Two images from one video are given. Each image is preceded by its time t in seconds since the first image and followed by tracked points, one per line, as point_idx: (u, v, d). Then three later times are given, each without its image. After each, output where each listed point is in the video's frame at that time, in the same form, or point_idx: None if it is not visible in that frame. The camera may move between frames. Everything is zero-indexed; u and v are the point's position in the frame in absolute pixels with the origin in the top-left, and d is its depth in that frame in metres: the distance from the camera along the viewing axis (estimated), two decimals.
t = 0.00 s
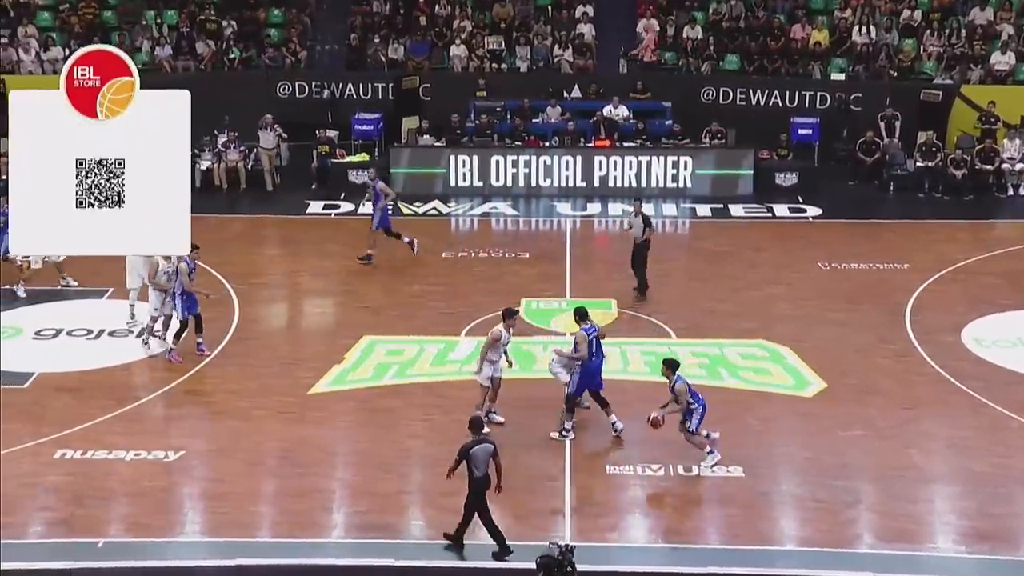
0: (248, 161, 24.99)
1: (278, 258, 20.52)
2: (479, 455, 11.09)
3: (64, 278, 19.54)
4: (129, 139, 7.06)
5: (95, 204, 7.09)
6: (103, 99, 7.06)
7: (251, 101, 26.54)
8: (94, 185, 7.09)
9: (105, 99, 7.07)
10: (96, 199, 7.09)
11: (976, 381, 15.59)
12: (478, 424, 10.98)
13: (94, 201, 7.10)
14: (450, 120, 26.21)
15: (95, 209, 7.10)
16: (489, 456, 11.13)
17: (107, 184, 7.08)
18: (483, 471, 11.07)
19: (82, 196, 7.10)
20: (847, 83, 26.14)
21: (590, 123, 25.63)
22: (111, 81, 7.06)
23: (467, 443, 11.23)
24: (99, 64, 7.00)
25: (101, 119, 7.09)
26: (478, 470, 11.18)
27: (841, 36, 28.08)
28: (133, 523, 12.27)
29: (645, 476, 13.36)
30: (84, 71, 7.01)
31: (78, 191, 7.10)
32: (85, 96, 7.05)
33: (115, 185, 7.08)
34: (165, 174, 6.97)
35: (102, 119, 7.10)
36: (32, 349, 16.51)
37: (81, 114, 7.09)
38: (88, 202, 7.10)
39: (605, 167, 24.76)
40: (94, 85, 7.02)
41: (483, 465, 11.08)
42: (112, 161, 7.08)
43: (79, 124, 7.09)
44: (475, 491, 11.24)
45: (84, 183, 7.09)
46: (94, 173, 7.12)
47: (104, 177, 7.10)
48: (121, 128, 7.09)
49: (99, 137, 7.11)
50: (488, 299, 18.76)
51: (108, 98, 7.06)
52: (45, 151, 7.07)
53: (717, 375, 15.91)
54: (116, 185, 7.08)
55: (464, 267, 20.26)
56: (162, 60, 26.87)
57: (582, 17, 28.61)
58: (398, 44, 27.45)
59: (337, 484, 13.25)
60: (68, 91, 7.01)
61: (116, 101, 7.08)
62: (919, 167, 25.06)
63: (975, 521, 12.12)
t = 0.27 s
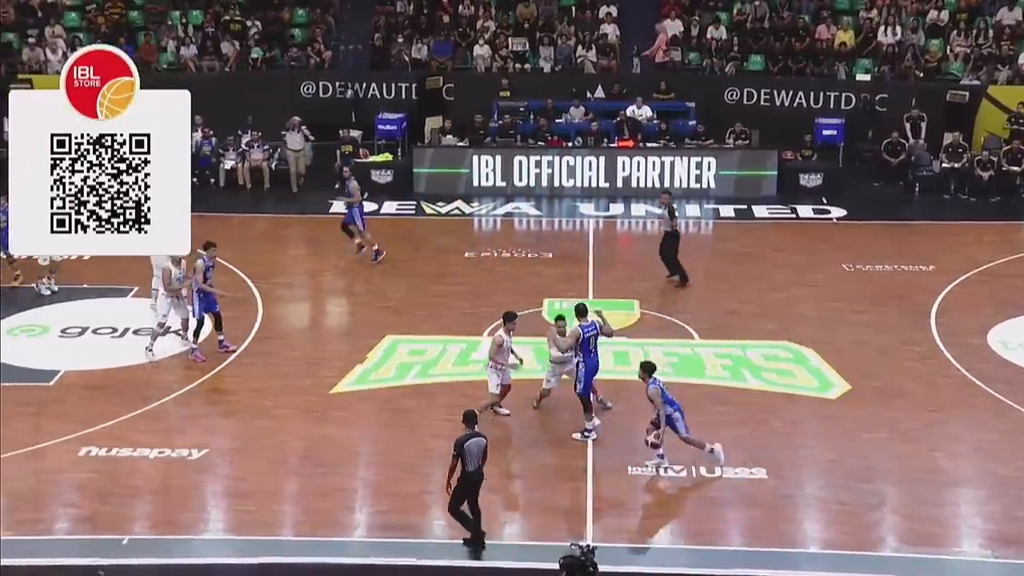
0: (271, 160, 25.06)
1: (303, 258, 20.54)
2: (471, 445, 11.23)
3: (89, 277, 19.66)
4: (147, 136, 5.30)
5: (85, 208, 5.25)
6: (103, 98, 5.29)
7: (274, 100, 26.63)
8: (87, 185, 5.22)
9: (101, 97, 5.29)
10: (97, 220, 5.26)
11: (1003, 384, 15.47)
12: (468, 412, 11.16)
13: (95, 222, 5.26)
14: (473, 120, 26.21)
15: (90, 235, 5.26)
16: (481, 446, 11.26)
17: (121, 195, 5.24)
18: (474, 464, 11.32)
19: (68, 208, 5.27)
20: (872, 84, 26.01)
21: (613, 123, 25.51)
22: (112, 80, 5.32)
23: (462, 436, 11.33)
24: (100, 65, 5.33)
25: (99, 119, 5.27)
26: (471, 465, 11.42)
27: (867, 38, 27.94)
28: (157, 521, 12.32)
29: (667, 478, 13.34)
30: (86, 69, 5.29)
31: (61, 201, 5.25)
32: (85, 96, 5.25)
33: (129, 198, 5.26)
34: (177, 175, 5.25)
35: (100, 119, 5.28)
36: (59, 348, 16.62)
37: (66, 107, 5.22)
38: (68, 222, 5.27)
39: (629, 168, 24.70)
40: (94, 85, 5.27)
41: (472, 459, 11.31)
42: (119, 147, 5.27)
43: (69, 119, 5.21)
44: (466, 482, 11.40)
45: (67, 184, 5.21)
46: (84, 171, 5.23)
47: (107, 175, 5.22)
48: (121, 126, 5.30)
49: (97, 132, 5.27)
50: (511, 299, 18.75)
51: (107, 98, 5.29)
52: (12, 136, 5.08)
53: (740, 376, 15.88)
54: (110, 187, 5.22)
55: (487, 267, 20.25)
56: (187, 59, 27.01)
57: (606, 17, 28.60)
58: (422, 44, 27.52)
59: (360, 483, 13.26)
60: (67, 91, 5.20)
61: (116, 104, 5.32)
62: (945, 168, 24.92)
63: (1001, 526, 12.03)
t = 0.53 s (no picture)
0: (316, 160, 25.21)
1: (348, 258, 20.61)
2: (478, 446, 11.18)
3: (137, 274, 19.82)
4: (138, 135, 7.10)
5: (85, 205, 7.04)
6: (104, 99, 7.12)
7: (320, 100, 26.64)
8: (88, 184, 7.01)
9: (104, 100, 7.13)
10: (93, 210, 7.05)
11: None
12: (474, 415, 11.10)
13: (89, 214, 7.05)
14: (517, 120, 26.24)
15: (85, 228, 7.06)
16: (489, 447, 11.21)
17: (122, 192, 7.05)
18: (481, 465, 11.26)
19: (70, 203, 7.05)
20: (922, 85, 25.75)
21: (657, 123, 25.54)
22: (111, 81, 7.16)
23: (467, 437, 11.26)
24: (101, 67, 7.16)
25: (100, 120, 7.08)
26: (478, 465, 11.31)
27: (916, 37, 27.69)
28: (202, 516, 12.41)
29: (710, 480, 13.27)
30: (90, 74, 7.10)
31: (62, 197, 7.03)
32: (85, 96, 7.06)
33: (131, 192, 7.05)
34: (173, 173, 7.09)
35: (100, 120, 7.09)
36: (103, 348, 16.82)
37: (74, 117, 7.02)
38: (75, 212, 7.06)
39: (673, 169, 24.66)
40: (95, 86, 7.09)
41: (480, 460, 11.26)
42: (120, 147, 7.06)
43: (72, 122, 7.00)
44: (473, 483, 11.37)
45: (69, 183, 7.01)
46: (84, 172, 7.02)
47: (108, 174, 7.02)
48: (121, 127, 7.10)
49: (94, 132, 7.05)
50: (554, 300, 18.73)
51: (110, 98, 7.12)
52: (21, 138, 6.89)
53: (784, 380, 15.79)
54: (112, 183, 7.01)
55: (531, 268, 20.25)
56: (234, 59, 27.33)
57: (652, 18, 28.52)
58: (467, 44, 27.56)
59: (403, 483, 13.29)
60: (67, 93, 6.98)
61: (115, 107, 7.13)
62: (996, 170, 24.60)
63: None
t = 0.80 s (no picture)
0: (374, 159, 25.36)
1: (405, 257, 20.70)
2: (498, 440, 11.53)
3: (198, 270, 20.05)
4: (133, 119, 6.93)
5: (88, 176, 6.78)
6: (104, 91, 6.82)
7: (380, 99, 26.75)
8: (90, 159, 6.73)
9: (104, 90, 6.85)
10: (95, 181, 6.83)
11: None
12: (495, 409, 11.45)
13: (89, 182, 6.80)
14: (576, 120, 26.19)
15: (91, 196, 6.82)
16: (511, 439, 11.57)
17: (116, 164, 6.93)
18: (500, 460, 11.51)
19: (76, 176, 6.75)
20: (989, 86, 25.37)
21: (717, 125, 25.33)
22: (110, 77, 6.89)
23: (491, 431, 11.55)
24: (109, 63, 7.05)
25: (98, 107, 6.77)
26: (498, 459, 11.54)
27: (985, 38, 27.31)
28: (259, 512, 12.52)
29: (767, 484, 13.17)
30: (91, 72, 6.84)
31: (71, 169, 6.72)
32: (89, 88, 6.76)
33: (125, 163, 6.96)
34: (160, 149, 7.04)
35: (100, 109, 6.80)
36: (165, 344, 16.99)
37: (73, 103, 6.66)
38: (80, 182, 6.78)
39: (732, 170, 24.48)
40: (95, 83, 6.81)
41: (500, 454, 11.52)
42: (117, 129, 6.85)
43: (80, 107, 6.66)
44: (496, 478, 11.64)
45: (75, 158, 6.69)
46: (87, 148, 6.70)
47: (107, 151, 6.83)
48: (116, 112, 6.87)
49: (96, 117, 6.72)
50: (611, 301, 18.68)
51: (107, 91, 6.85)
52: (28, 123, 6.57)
53: (844, 384, 15.60)
54: (109, 158, 6.84)
55: (588, 268, 20.22)
56: (295, 59, 27.56)
57: (712, 18, 28.26)
58: (526, 44, 27.50)
59: (458, 482, 13.32)
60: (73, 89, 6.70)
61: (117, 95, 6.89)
62: None
63: None
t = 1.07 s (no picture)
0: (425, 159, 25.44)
1: (455, 257, 20.72)
2: (518, 442, 11.34)
3: (251, 268, 20.20)
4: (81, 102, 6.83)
5: (90, 158, 11.58)
6: (103, 88, 12.13)
7: (431, 99, 26.85)
8: (86, 145, 11.59)
9: (100, 90, 12.11)
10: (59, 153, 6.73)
11: None
12: (514, 410, 11.34)
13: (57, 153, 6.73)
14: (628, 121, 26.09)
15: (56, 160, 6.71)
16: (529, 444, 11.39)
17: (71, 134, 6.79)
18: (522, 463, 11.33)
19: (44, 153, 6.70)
20: None
21: (770, 126, 25.21)
22: (108, 77, 12.11)
23: (512, 434, 11.37)
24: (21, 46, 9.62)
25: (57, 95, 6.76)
26: (519, 461, 11.38)
27: None
28: (309, 509, 12.60)
29: (818, 488, 13.06)
30: (91, 75, 12.10)
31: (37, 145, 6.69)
32: (91, 88, 12.11)
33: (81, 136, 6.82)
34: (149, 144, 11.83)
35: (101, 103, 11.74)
36: (219, 343, 17.11)
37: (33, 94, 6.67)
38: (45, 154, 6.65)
39: (785, 172, 24.27)
40: (95, 80, 12.12)
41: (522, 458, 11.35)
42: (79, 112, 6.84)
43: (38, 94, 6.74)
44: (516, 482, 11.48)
45: (79, 143, 11.55)
46: (88, 136, 11.60)
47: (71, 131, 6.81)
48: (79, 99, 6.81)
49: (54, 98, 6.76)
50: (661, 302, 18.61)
51: (100, 88, 12.12)
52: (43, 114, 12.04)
53: (897, 389, 15.44)
54: (107, 143, 11.64)
55: (638, 269, 20.15)
56: (348, 59, 27.69)
57: (766, 18, 28.15)
58: (578, 44, 27.44)
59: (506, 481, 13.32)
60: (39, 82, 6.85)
61: (109, 88, 12.11)
62: None
63: None
